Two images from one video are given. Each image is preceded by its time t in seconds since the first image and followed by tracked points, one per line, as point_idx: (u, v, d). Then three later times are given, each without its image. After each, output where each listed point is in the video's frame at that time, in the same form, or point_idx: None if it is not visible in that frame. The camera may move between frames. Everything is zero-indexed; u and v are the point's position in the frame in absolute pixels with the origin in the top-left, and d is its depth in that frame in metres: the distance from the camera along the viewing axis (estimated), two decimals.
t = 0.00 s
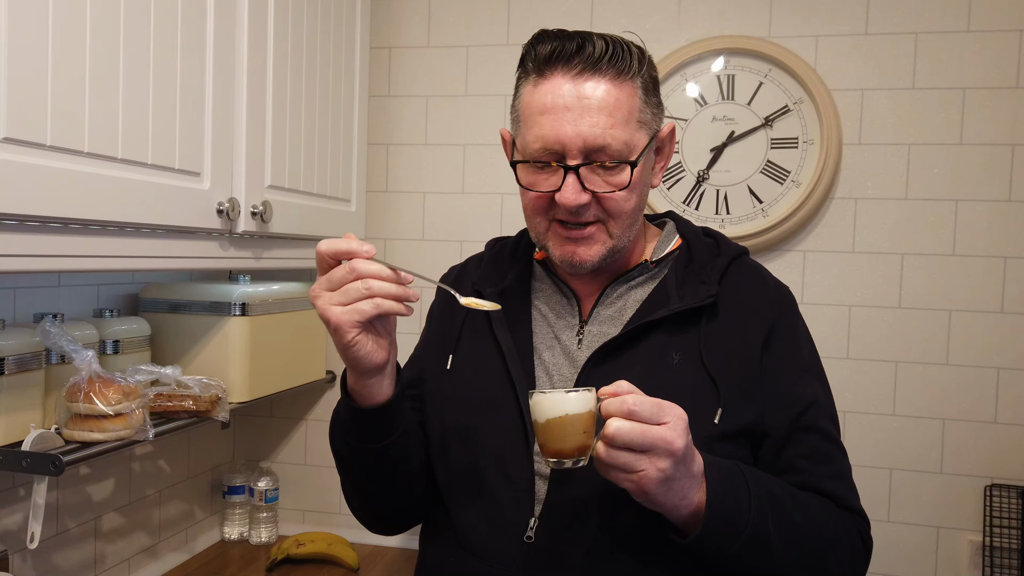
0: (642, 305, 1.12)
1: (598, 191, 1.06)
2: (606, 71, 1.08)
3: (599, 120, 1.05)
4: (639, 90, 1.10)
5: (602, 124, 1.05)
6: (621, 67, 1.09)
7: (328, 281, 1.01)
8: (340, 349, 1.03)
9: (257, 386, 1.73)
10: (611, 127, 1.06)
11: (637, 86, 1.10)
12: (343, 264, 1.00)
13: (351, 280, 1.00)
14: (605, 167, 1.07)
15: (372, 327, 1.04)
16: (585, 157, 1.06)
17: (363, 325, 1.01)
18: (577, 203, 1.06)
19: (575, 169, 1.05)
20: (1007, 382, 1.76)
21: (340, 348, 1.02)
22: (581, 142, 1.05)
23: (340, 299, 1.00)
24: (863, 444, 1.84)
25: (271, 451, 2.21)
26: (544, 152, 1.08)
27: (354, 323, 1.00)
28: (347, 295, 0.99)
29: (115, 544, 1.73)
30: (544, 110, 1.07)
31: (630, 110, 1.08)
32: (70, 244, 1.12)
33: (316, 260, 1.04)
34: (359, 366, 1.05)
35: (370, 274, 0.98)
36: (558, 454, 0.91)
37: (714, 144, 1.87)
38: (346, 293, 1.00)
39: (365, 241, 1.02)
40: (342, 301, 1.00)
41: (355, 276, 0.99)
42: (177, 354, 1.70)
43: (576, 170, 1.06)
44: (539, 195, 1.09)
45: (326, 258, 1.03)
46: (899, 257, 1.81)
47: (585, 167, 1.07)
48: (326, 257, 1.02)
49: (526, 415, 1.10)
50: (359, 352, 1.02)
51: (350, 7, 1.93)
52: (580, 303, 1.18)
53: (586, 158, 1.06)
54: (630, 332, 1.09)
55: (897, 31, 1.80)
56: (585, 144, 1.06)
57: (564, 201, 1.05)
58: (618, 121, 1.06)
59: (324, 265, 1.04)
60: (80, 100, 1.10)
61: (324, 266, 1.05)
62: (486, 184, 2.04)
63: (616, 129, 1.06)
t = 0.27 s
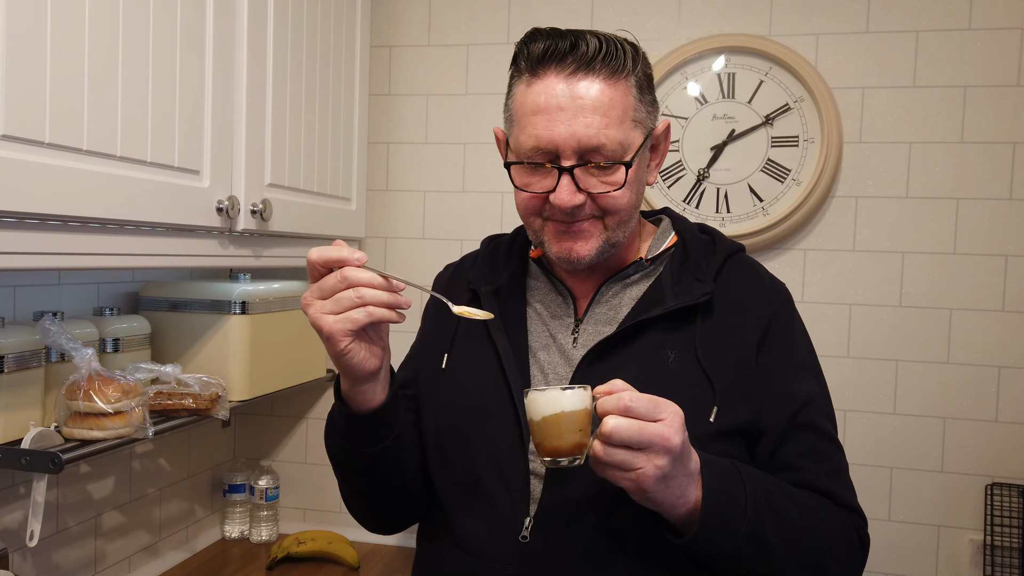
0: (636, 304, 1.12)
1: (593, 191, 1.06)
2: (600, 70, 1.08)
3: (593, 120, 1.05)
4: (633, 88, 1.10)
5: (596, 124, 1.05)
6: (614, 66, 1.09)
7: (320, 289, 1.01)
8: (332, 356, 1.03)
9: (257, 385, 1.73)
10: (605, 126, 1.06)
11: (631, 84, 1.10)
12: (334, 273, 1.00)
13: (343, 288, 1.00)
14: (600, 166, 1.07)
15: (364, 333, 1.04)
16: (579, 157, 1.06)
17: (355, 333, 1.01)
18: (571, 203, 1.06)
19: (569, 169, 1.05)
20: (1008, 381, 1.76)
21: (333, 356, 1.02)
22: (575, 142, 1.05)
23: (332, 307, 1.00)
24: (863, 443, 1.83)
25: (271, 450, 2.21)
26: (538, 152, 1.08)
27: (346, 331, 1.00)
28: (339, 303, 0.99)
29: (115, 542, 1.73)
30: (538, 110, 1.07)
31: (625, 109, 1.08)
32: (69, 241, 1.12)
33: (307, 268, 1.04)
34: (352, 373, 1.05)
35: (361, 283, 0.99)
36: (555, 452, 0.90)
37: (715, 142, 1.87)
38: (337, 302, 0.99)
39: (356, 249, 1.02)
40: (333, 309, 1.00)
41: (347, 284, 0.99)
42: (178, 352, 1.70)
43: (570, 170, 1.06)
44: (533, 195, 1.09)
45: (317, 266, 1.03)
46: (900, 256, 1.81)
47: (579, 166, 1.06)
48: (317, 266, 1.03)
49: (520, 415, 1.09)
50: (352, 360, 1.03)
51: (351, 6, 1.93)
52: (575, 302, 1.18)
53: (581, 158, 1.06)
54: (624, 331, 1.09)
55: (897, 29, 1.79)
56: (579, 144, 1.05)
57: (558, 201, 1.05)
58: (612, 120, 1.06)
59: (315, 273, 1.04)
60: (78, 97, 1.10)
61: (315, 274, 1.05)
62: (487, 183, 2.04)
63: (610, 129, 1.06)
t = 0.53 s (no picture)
0: (633, 302, 1.13)
1: (591, 187, 1.07)
2: (597, 67, 1.09)
3: (591, 115, 1.05)
4: (630, 85, 1.10)
5: (593, 119, 1.06)
6: (612, 62, 1.10)
7: (315, 293, 1.02)
8: (330, 359, 1.03)
9: (258, 383, 1.73)
10: (602, 122, 1.06)
11: (628, 80, 1.10)
12: (329, 276, 1.01)
13: (339, 291, 1.00)
14: (597, 162, 1.07)
15: (361, 335, 1.05)
16: (577, 152, 1.07)
17: (352, 335, 1.02)
18: (569, 199, 1.06)
19: (567, 165, 1.06)
20: (1007, 380, 1.76)
21: (331, 359, 1.02)
22: (573, 137, 1.06)
23: (329, 311, 1.00)
24: (863, 442, 1.84)
25: (273, 448, 2.22)
26: (536, 148, 1.08)
27: (343, 334, 1.00)
28: (336, 306, 1.00)
29: (117, 540, 1.74)
30: (536, 106, 1.07)
31: (621, 105, 1.08)
32: (70, 240, 1.12)
33: (302, 272, 1.03)
34: (350, 375, 1.05)
35: (357, 286, 0.99)
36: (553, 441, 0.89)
37: (715, 141, 1.87)
38: (334, 305, 1.00)
39: (351, 252, 1.03)
40: (330, 313, 1.00)
41: (343, 287, 0.99)
42: (179, 351, 1.71)
43: (568, 166, 1.06)
44: (531, 191, 1.09)
45: (313, 269, 1.03)
46: (899, 255, 1.81)
47: (577, 162, 1.07)
48: (312, 269, 1.02)
49: (517, 413, 1.10)
50: (349, 362, 1.03)
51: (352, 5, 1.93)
52: (572, 301, 1.19)
53: (578, 153, 1.07)
54: (620, 329, 1.09)
55: (897, 28, 1.79)
56: (577, 139, 1.06)
57: (556, 196, 1.06)
58: (609, 116, 1.06)
59: (310, 277, 1.04)
60: (79, 97, 1.10)
61: (310, 277, 1.05)
62: (487, 182, 2.04)
63: (607, 124, 1.06)
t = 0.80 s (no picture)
0: (631, 302, 1.13)
1: (591, 182, 1.06)
2: (595, 63, 1.09)
3: (591, 109, 1.05)
4: (628, 81, 1.11)
5: (593, 113, 1.06)
6: (610, 58, 1.10)
7: (311, 296, 1.01)
8: (328, 361, 1.03)
9: (258, 383, 1.73)
10: (602, 116, 1.06)
11: (626, 76, 1.11)
12: (325, 278, 1.01)
13: (335, 293, 1.00)
14: (597, 157, 1.07)
15: (358, 336, 1.05)
16: (577, 147, 1.06)
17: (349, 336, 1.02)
18: (570, 193, 1.06)
19: (568, 159, 1.06)
20: (1008, 380, 1.76)
21: (330, 361, 1.02)
22: (573, 132, 1.05)
23: (326, 313, 1.00)
24: (864, 442, 1.83)
25: (273, 448, 2.22)
26: (537, 144, 1.08)
27: (341, 335, 1.00)
28: (333, 308, 1.00)
29: (117, 540, 1.74)
30: (536, 101, 1.07)
31: (620, 100, 1.08)
32: (70, 240, 1.12)
33: (296, 277, 1.03)
34: (348, 376, 1.05)
35: (354, 287, 0.99)
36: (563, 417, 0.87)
37: (715, 141, 1.87)
38: (331, 307, 1.00)
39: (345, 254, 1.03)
40: (327, 314, 1.00)
41: (339, 289, 0.99)
42: (179, 351, 1.71)
43: (569, 160, 1.06)
44: (531, 187, 1.09)
45: (307, 273, 1.02)
46: (900, 254, 1.81)
47: (578, 157, 1.07)
48: (307, 272, 1.02)
49: (514, 412, 1.10)
50: (348, 362, 1.03)
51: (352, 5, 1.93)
52: (569, 301, 1.19)
53: (578, 148, 1.06)
54: (617, 328, 1.09)
55: (898, 28, 1.79)
56: (577, 134, 1.06)
57: (558, 191, 1.05)
58: (608, 111, 1.07)
59: (304, 281, 1.04)
60: (79, 97, 1.10)
61: (304, 282, 1.04)
62: (488, 182, 2.04)
63: (607, 119, 1.06)
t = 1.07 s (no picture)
0: (630, 300, 1.13)
1: (591, 178, 1.07)
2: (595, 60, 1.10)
3: (590, 106, 1.06)
4: (627, 79, 1.11)
5: (593, 109, 1.06)
6: (609, 55, 1.11)
7: (310, 291, 1.02)
8: (327, 356, 1.03)
9: (259, 384, 1.73)
10: (602, 113, 1.06)
11: (625, 74, 1.11)
12: (325, 274, 1.01)
13: (334, 288, 1.00)
14: (597, 153, 1.08)
15: (357, 332, 1.05)
16: (577, 143, 1.07)
17: (348, 332, 1.02)
18: (570, 189, 1.06)
19: (568, 155, 1.06)
20: (1008, 380, 1.76)
21: (328, 356, 1.02)
22: (573, 128, 1.06)
23: (325, 308, 1.00)
24: (863, 443, 1.84)
25: (273, 448, 2.22)
26: (537, 140, 1.08)
27: (340, 331, 1.00)
28: (332, 303, 1.00)
29: (118, 540, 1.74)
30: (536, 98, 1.07)
31: (619, 97, 1.09)
32: (71, 240, 1.12)
33: (296, 271, 1.04)
34: (347, 372, 1.05)
35: (354, 282, 0.99)
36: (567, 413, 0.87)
37: (715, 141, 1.87)
38: (330, 302, 1.00)
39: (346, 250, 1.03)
40: (327, 310, 1.00)
41: (339, 284, 1.00)
42: (180, 351, 1.71)
43: (569, 156, 1.06)
44: (532, 184, 1.09)
45: (308, 268, 1.03)
46: (900, 254, 1.81)
47: (577, 153, 1.07)
48: (307, 267, 1.03)
49: (511, 411, 1.11)
50: (347, 357, 1.03)
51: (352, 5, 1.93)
52: (567, 301, 1.19)
53: (578, 144, 1.07)
54: (614, 328, 1.10)
55: (898, 28, 1.79)
56: (577, 130, 1.06)
57: (558, 186, 1.06)
58: (608, 107, 1.07)
59: (304, 276, 1.04)
60: (81, 97, 1.10)
61: (304, 277, 1.05)
62: (488, 182, 2.04)
63: (607, 115, 1.07)
